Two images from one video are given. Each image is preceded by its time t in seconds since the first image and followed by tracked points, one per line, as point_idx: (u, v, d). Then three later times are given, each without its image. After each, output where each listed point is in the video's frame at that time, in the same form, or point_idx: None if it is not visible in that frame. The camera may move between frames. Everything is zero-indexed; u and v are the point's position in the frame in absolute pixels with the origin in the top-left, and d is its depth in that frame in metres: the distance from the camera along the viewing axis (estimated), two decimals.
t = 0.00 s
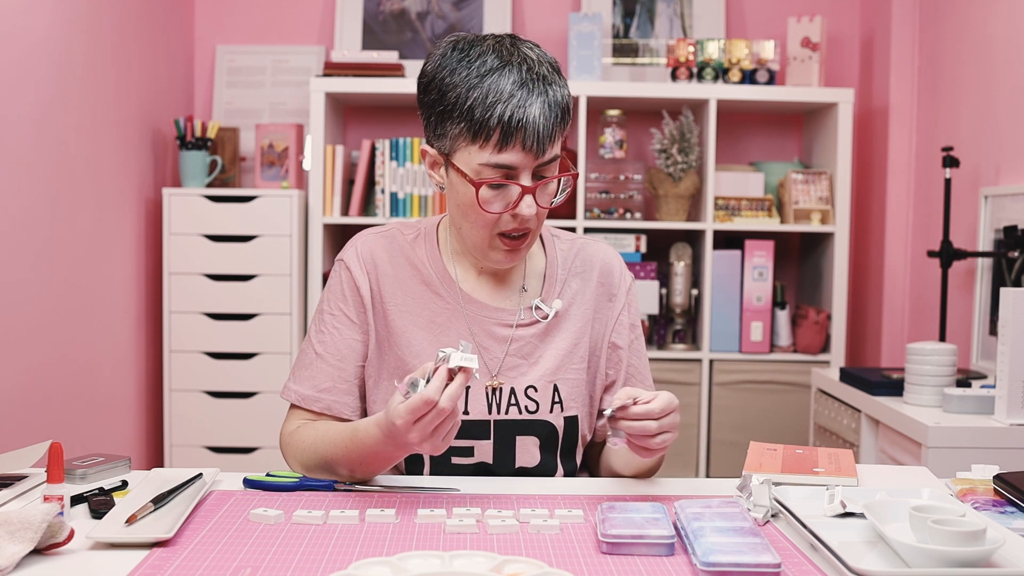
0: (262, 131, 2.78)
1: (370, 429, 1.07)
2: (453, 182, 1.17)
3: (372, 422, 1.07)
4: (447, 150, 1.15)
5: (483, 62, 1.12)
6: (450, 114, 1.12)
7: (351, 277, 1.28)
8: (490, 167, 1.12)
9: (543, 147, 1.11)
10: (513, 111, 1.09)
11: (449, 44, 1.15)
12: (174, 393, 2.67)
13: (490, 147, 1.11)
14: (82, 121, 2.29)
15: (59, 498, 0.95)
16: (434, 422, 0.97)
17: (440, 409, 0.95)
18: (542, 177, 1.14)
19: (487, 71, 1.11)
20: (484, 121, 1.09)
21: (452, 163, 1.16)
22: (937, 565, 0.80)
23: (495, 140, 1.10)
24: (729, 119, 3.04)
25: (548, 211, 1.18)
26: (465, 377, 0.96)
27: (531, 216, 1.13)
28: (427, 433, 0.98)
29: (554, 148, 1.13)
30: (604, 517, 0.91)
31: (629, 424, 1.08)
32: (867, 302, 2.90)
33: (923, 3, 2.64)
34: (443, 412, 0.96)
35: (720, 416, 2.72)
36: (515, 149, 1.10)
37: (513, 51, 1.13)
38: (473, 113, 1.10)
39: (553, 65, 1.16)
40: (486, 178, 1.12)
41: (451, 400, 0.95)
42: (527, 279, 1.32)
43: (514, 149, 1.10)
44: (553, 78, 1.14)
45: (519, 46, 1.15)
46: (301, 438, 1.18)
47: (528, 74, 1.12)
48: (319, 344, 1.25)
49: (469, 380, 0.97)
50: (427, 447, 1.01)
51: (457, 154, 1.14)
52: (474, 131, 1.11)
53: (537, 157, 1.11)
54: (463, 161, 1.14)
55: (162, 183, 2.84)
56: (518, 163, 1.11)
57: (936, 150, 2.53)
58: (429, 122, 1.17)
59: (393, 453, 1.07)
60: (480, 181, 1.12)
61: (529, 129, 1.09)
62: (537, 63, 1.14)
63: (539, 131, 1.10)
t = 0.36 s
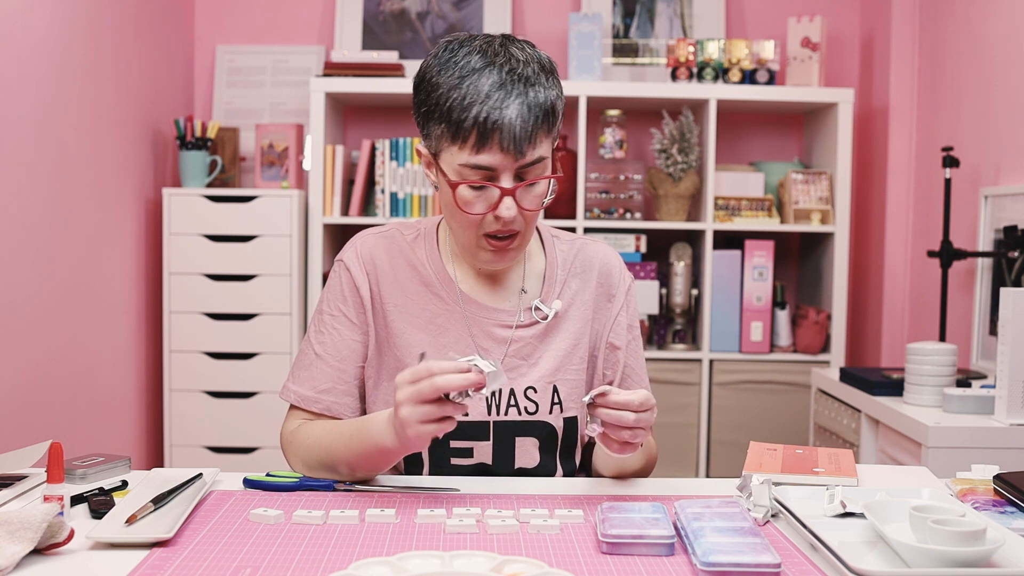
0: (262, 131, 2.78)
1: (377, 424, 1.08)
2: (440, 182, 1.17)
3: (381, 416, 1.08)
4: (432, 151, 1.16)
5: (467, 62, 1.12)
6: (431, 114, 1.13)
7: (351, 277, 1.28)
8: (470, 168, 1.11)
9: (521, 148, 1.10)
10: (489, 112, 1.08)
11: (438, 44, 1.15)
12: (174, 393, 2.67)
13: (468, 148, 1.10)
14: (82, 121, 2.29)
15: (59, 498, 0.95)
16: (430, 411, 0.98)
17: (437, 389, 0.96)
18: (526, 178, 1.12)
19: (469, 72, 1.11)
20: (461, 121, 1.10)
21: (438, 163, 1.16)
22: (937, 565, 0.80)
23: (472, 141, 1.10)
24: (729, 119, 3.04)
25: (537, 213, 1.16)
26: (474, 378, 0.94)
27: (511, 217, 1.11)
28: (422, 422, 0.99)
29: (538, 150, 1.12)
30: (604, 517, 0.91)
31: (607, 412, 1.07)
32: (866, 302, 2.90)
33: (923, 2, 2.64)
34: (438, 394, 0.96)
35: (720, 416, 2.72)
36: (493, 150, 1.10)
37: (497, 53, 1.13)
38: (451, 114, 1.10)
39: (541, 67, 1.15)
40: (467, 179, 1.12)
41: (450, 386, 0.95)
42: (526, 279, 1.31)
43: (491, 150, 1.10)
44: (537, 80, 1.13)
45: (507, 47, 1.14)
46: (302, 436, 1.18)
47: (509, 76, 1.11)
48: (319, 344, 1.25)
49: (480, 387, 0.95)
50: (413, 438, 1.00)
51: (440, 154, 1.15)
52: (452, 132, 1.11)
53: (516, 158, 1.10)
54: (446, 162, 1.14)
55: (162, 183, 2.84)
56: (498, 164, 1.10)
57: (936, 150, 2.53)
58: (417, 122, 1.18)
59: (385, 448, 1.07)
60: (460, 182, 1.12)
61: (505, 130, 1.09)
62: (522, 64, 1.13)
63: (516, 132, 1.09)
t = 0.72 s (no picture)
0: (262, 131, 2.78)
1: (378, 426, 1.08)
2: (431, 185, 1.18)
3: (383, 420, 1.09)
4: (421, 156, 1.17)
5: (443, 66, 1.12)
6: (413, 120, 1.14)
7: (355, 277, 1.28)
8: (449, 172, 1.11)
9: (493, 149, 1.08)
10: (457, 115, 1.08)
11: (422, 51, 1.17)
12: (174, 393, 2.67)
13: (444, 152, 1.10)
14: (82, 121, 2.28)
15: (59, 498, 0.95)
16: (448, 419, 1.00)
17: (456, 395, 0.98)
18: (508, 178, 1.12)
19: (443, 76, 1.12)
20: (434, 126, 1.10)
21: (426, 168, 1.17)
22: (937, 565, 0.80)
23: (446, 144, 1.10)
24: (729, 119, 3.04)
25: (525, 214, 1.16)
26: (491, 384, 0.98)
27: (492, 219, 1.11)
28: (435, 429, 1.00)
29: (512, 151, 1.10)
30: (604, 517, 0.91)
31: (599, 416, 1.07)
32: (866, 302, 2.90)
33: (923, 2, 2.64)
34: (457, 400, 0.99)
35: (720, 416, 2.72)
36: (466, 153, 1.09)
37: (475, 54, 1.13)
38: (426, 119, 1.11)
39: (519, 66, 1.13)
40: (449, 182, 1.12)
41: (469, 392, 0.98)
42: (530, 282, 1.32)
43: (465, 153, 1.09)
44: (512, 80, 1.12)
45: (485, 48, 1.14)
46: (305, 435, 1.18)
47: (481, 77, 1.11)
48: (322, 344, 1.25)
49: (495, 393, 0.99)
50: (427, 445, 1.02)
51: (426, 159, 1.15)
52: (429, 137, 1.11)
53: (491, 160, 1.09)
54: (431, 167, 1.15)
55: (162, 183, 2.84)
56: (474, 167, 1.10)
57: (935, 150, 2.53)
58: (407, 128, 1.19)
59: (383, 455, 1.07)
60: (443, 186, 1.12)
61: (473, 132, 1.08)
62: (497, 65, 1.12)
63: (485, 133, 1.08)
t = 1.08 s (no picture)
0: (262, 131, 2.78)
1: (377, 428, 1.08)
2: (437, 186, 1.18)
3: (383, 421, 1.09)
4: (426, 157, 1.17)
5: (447, 65, 1.13)
6: (417, 121, 1.14)
7: (358, 277, 1.28)
8: (455, 171, 1.11)
9: (498, 147, 1.08)
10: (462, 113, 1.08)
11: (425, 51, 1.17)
12: (174, 393, 2.67)
13: (450, 151, 1.10)
14: (82, 121, 2.29)
15: (59, 498, 0.95)
16: (451, 419, 1.00)
17: (458, 395, 0.98)
18: (514, 177, 1.12)
19: (447, 75, 1.12)
20: (439, 126, 1.10)
21: (431, 169, 1.17)
22: (937, 565, 0.80)
23: (452, 144, 1.10)
24: (729, 119, 3.04)
25: (531, 212, 1.16)
26: (491, 381, 0.98)
27: (499, 218, 1.11)
28: (438, 430, 1.00)
29: (518, 149, 1.10)
30: (604, 517, 0.91)
31: (594, 413, 1.06)
32: (867, 302, 2.90)
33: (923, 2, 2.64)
34: (458, 400, 0.99)
35: (720, 416, 2.72)
36: (472, 152, 1.09)
37: (478, 53, 1.13)
38: (431, 119, 1.11)
39: (523, 64, 1.13)
40: (455, 182, 1.13)
41: (470, 391, 0.98)
42: (534, 282, 1.32)
43: (471, 152, 1.09)
44: (516, 78, 1.12)
45: (488, 47, 1.14)
46: (307, 434, 1.18)
47: (485, 76, 1.11)
48: (324, 343, 1.25)
49: (496, 390, 0.99)
50: (430, 447, 1.02)
51: (432, 160, 1.15)
52: (434, 137, 1.11)
53: (496, 159, 1.09)
54: (436, 168, 1.15)
55: (162, 183, 2.84)
56: (480, 166, 1.10)
57: (935, 150, 2.53)
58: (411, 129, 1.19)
59: (385, 456, 1.07)
60: (449, 186, 1.13)
61: (479, 130, 1.08)
62: (500, 63, 1.12)
63: (490, 132, 1.08)
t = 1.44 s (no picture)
0: (262, 131, 2.78)
1: (378, 428, 1.08)
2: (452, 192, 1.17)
3: (383, 421, 1.09)
4: (439, 163, 1.16)
5: (461, 71, 1.12)
6: (433, 128, 1.13)
7: (358, 277, 1.28)
8: (477, 178, 1.11)
9: (526, 152, 1.09)
10: (489, 121, 1.08)
11: (431, 55, 1.15)
12: (174, 393, 2.67)
13: (473, 159, 1.10)
14: (82, 121, 2.29)
15: (59, 498, 0.95)
16: (450, 424, 1.00)
17: (458, 400, 0.98)
18: (536, 179, 1.13)
19: (464, 82, 1.11)
20: (463, 134, 1.09)
21: (445, 175, 1.16)
22: (937, 565, 0.80)
23: (477, 151, 1.10)
24: (729, 119, 3.04)
25: (549, 212, 1.17)
26: (492, 388, 0.97)
27: (525, 222, 1.12)
28: (438, 433, 1.00)
29: (541, 152, 1.11)
30: (604, 517, 0.91)
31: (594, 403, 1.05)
32: (866, 302, 2.90)
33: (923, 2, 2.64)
34: (458, 405, 0.99)
35: (719, 416, 2.72)
36: (498, 159, 1.09)
37: (490, 57, 1.12)
38: (453, 128, 1.10)
39: (536, 66, 1.14)
40: (477, 189, 1.12)
41: (470, 397, 0.97)
42: (534, 281, 1.31)
43: (497, 159, 1.09)
44: (533, 81, 1.12)
45: (500, 50, 1.13)
46: (306, 434, 1.18)
47: (504, 80, 1.10)
48: (324, 343, 1.25)
49: (496, 396, 0.98)
50: (430, 450, 1.02)
51: (447, 167, 1.15)
52: (455, 145, 1.11)
53: (522, 163, 1.10)
54: (454, 175, 1.14)
55: (162, 183, 2.84)
56: (505, 171, 1.10)
57: (935, 150, 2.53)
58: (418, 134, 1.18)
59: (385, 457, 1.07)
60: (470, 192, 1.12)
61: (507, 137, 1.08)
62: (516, 66, 1.12)
63: (518, 138, 1.08)
